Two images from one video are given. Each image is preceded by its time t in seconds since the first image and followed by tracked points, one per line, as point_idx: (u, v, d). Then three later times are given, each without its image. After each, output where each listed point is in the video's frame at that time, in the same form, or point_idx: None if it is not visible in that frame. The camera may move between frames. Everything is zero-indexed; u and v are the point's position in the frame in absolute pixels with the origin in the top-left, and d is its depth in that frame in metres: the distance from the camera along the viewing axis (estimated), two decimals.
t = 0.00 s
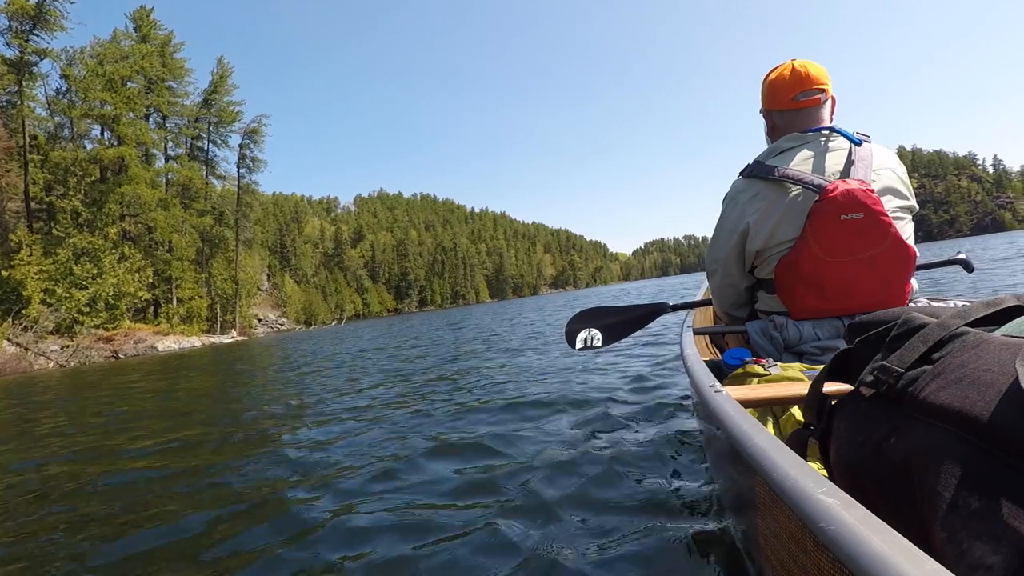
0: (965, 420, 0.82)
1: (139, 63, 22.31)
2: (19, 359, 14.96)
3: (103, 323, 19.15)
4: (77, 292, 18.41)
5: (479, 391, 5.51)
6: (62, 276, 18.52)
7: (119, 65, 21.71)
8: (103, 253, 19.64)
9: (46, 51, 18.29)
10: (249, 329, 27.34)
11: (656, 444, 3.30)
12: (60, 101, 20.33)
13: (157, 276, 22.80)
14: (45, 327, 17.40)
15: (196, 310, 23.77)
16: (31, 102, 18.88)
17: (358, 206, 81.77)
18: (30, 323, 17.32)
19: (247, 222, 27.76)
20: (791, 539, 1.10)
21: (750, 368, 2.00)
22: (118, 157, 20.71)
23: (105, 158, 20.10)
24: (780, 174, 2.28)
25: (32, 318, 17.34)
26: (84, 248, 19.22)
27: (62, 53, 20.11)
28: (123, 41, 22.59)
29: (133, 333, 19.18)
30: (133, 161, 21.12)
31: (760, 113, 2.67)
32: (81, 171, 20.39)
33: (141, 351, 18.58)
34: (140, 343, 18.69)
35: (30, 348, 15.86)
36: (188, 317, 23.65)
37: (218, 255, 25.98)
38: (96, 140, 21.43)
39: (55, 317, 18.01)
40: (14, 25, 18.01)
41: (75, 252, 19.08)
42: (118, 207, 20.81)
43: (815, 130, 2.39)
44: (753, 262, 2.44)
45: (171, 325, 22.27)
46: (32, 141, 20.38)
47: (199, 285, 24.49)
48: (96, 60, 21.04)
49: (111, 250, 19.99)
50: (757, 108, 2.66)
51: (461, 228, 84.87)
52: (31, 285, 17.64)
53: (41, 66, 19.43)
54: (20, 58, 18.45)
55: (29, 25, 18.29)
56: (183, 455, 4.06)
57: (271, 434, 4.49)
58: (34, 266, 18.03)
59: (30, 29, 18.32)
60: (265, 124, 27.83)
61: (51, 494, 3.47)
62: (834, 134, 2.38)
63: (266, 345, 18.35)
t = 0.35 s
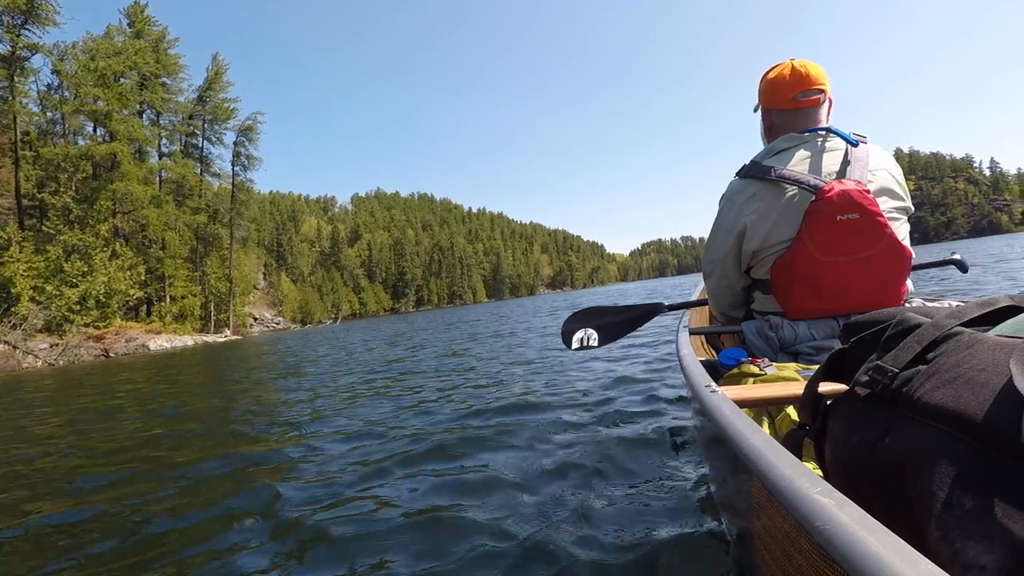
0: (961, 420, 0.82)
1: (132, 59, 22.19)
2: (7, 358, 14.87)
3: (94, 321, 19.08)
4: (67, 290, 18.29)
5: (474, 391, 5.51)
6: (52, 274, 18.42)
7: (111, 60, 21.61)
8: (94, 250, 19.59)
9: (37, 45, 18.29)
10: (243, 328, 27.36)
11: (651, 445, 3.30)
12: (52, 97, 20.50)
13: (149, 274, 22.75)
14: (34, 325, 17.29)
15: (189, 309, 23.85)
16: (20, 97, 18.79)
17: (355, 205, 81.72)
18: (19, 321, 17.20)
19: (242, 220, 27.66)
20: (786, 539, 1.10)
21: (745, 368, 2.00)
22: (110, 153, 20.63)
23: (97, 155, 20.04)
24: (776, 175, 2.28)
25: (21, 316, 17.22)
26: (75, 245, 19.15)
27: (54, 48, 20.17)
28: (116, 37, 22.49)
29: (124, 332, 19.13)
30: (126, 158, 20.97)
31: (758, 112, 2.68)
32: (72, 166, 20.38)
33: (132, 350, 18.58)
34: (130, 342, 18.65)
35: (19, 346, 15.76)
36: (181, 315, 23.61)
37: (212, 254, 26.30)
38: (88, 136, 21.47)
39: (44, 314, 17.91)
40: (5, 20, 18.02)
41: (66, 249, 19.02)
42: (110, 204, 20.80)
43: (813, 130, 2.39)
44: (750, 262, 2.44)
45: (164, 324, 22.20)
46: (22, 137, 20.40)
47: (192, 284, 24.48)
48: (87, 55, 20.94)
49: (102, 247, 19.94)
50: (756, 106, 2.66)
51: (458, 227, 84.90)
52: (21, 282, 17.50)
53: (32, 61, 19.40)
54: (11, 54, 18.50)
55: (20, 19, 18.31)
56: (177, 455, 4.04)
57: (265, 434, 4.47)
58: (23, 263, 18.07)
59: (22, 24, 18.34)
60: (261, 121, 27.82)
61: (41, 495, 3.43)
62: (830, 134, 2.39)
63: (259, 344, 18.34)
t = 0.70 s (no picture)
0: (953, 419, 0.81)
1: (128, 52, 22.19)
2: None
3: (87, 317, 19.09)
4: (59, 285, 18.28)
5: (471, 390, 5.51)
6: (45, 268, 18.41)
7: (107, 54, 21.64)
8: (88, 245, 19.60)
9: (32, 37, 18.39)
10: (239, 325, 27.44)
11: (647, 445, 3.31)
12: (46, 90, 20.83)
13: (145, 269, 22.75)
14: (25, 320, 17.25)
15: (185, 305, 23.79)
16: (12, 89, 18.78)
17: (356, 204, 81.83)
18: (10, 316, 17.15)
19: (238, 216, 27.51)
20: (779, 537, 1.10)
21: (740, 368, 1.99)
22: (105, 146, 20.67)
23: (91, 147, 20.06)
24: (769, 176, 2.28)
25: (12, 310, 17.17)
26: (67, 239, 19.14)
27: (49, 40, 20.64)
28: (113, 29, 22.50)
29: (117, 328, 19.11)
30: (121, 152, 20.99)
31: (749, 112, 2.67)
32: (66, 160, 20.45)
33: (124, 346, 18.61)
34: (123, 339, 18.63)
35: (10, 341, 15.69)
36: (177, 311, 23.65)
37: (209, 250, 26.32)
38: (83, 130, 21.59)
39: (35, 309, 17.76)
40: None
41: (59, 243, 19.00)
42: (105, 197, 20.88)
43: (804, 131, 2.39)
44: (744, 263, 2.43)
45: (160, 320, 22.17)
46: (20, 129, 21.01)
47: (189, 281, 24.58)
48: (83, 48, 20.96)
49: (95, 242, 19.95)
50: (747, 107, 2.65)
51: (458, 225, 84.92)
52: (12, 277, 17.43)
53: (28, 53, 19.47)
54: (6, 46, 18.58)
55: (16, 11, 18.38)
56: (172, 454, 4.01)
57: (259, 433, 4.44)
58: (15, 257, 17.88)
59: (16, 15, 18.47)
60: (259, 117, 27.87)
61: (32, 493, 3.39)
62: (822, 135, 2.38)
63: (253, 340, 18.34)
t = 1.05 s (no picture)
0: (949, 418, 0.81)
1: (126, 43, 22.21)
2: None
3: (83, 309, 19.11)
4: (55, 277, 18.28)
5: (469, 388, 5.51)
6: (41, 259, 18.47)
7: (106, 45, 21.68)
8: (84, 237, 19.62)
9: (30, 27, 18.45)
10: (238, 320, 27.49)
11: (644, 444, 3.31)
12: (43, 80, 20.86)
13: (143, 263, 22.78)
14: (20, 311, 17.24)
15: (182, 299, 23.80)
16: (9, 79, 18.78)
17: (358, 201, 81.93)
18: (6, 307, 17.15)
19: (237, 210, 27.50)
20: (777, 536, 1.09)
21: (738, 368, 1.99)
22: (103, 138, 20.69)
23: (89, 138, 20.08)
24: (764, 178, 2.27)
25: (7, 302, 17.16)
26: (64, 231, 19.21)
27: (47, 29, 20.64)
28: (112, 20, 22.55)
29: (113, 320, 19.08)
30: (118, 143, 21.01)
31: (743, 111, 2.66)
32: (64, 151, 20.44)
33: (120, 339, 18.36)
34: (119, 332, 18.46)
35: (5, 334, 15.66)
36: (175, 305, 23.68)
37: (208, 244, 26.36)
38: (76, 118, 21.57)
39: (32, 301, 17.74)
40: None
41: (55, 235, 19.08)
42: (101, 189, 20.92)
43: (798, 132, 2.38)
44: (740, 264, 2.42)
45: (157, 313, 22.16)
46: (18, 120, 20.68)
47: (188, 275, 24.67)
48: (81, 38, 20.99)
49: (92, 234, 19.97)
50: (742, 106, 2.64)
51: (460, 223, 84.90)
52: (7, 268, 17.40)
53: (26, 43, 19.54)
54: (5, 35, 18.64)
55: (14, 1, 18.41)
56: (170, 450, 4.01)
57: (256, 429, 4.44)
58: (11, 248, 17.92)
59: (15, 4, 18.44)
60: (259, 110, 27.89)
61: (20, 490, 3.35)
62: (815, 136, 2.38)
63: (250, 335, 18.27)
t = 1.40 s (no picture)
0: (948, 415, 0.81)
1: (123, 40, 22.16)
2: None
3: (80, 309, 19.12)
4: (51, 276, 18.31)
5: (469, 388, 5.52)
6: (38, 259, 18.64)
7: (103, 42, 21.67)
8: (82, 235, 19.68)
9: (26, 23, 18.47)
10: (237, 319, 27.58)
11: (644, 444, 3.30)
12: (42, 77, 20.34)
13: (142, 262, 22.81)
14: (17, 310, 17.25)
15: (181, 299, 23.97)
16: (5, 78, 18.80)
17: (360, 200, 82.04)
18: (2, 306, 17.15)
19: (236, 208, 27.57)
20: (776, 536, 1.09)
21: (737, 367, 1.99)
22: (100, 136, 20.72)
23: (86, 136, 20.12)
24: (762, 178, 2.26)
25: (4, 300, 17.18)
26: (61, 229, 19.31)
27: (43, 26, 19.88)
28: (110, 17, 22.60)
29: (111, 320, 19.04)
30: (116, 141, 21.06)
31: (738, 112, 2.64)
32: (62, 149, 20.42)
33: (117, 338, 18.31)
34: (116, 331, 18.35)
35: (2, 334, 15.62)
36: (173, 305, 23.70)
37: (207, 242, 26.43)
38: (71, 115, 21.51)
39: (28, 300, 17.78)
40: None
41: (52, 234, 19.24)
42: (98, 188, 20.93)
43: (795, 133, 2.37)
44: (738, 266, 2.42)
45: (154, 313, 22.18)
46: (16, 118, 20.68)
47: (186, 274, 24.75)
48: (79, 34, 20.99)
49: (89, 233, 19.99)
50: (737, 107, 2.63)
51: (462, 223, 84.93)
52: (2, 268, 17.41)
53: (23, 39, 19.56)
54: (2, 31, 18.77)
55: None
56: (173, 447, 4.05)
57: (258, 428, 4.47)
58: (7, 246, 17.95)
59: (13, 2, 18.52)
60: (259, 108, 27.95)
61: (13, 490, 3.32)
62: (812, 136, 2.37)
63: (249, 335, 18.29)
